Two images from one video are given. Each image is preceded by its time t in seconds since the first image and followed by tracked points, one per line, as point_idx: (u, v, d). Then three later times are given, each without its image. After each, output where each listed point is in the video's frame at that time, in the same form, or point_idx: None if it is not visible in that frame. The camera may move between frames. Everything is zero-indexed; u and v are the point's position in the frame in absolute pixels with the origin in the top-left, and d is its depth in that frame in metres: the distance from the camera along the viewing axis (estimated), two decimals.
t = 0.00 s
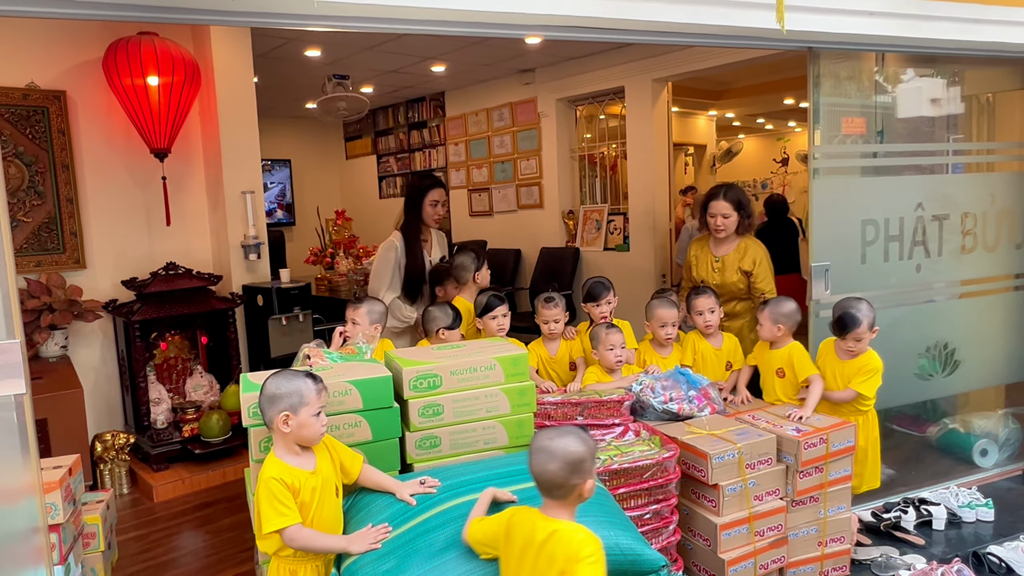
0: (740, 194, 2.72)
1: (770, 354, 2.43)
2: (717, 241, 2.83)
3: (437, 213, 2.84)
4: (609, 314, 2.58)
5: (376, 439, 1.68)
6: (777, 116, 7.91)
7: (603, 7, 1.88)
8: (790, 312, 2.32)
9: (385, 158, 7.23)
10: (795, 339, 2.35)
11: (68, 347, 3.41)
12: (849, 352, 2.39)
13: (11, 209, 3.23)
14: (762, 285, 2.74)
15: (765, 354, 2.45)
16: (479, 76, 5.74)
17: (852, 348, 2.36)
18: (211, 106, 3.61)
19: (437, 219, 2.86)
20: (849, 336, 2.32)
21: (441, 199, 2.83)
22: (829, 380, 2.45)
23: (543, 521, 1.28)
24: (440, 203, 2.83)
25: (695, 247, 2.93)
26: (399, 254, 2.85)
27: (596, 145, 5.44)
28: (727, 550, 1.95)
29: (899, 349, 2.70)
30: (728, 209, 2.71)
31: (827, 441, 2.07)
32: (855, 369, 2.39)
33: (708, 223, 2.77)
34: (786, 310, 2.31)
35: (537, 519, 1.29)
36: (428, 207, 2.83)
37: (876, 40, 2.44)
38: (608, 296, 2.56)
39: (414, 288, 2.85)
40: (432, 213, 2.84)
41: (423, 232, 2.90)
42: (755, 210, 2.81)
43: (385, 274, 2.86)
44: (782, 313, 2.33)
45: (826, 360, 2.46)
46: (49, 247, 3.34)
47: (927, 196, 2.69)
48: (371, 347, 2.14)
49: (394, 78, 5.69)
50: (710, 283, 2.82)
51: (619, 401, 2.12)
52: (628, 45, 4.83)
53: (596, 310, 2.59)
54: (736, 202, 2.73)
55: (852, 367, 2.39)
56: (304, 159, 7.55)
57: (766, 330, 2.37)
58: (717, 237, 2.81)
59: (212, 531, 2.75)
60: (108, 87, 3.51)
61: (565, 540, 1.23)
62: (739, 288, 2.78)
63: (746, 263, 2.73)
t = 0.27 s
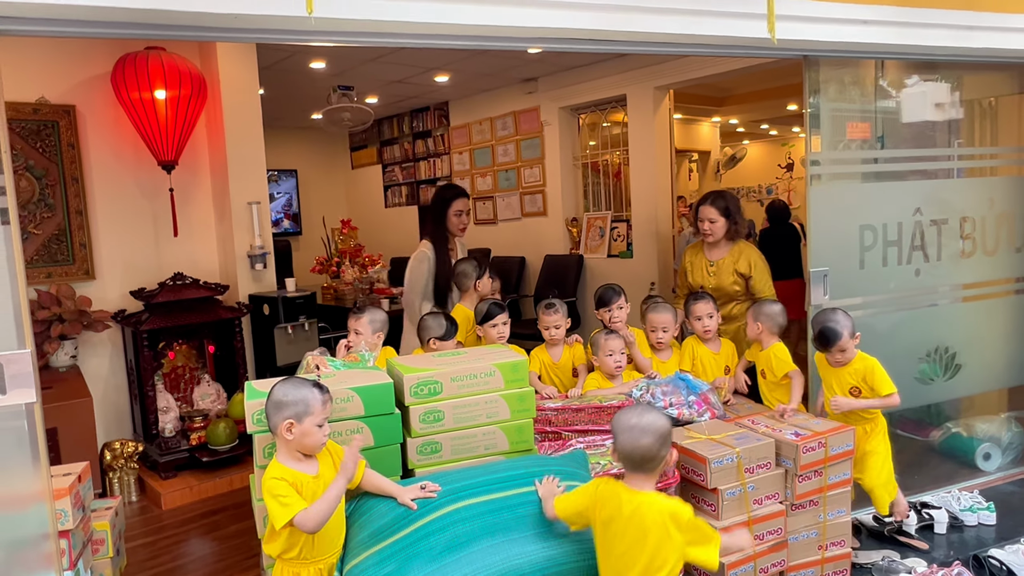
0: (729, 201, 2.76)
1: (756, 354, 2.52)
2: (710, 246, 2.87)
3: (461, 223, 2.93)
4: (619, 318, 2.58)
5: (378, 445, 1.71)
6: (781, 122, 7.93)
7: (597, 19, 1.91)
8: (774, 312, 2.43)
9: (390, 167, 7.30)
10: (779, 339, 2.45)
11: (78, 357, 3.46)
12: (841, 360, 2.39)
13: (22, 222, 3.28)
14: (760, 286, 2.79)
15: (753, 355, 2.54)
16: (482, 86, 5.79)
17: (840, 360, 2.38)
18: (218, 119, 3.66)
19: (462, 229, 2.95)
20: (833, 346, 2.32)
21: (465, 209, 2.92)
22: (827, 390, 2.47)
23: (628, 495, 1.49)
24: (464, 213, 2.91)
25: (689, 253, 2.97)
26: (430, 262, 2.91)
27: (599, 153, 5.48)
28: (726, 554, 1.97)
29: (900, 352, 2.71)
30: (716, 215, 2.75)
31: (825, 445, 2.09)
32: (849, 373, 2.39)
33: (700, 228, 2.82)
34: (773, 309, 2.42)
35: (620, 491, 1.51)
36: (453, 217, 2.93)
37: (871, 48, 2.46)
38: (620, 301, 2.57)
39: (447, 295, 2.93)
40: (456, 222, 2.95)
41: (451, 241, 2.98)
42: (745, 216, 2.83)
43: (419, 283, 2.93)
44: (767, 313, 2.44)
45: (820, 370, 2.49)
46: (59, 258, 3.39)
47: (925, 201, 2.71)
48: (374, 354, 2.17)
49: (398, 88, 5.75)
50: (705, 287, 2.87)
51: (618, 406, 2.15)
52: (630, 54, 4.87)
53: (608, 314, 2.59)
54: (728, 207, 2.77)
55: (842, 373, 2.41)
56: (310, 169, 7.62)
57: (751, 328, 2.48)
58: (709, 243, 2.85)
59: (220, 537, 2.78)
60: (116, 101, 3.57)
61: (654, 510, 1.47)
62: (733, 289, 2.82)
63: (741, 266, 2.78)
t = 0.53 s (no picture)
0: (723, 204, 2.81)
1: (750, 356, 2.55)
2: (707, 250, 2.90)
3: (486, 230, 3.16)
4: (623, 321, 2.57)
5: (381, 449, 1.73)
6: (786, 125, 7.92)
7: (593, 28, 1.94)
8: (763, 315, 2.49)
9: (395, 174, 7.35)
10: (768, 341, 2.50)
11: (88, 364, 3.51)
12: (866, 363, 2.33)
13: (32, 232, 3.34)
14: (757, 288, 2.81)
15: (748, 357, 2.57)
16: (485, 92, 5.83)
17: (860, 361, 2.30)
18: (223, 129, 3.71)
19: (487, 235, 3.17)
20: (851, 341, 2.26)
21: (490, 217, 3.17)
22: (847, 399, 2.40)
23: (677, 481, 1.59)
24: (489, 221, 3.15)
25: (686, 258, 2.98)
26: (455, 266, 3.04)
27: (601, 158, 5.50)
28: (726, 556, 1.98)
29: (901, 354, 2.71)
30: (711, 217, 2.79)
31: (825, 448, 2.10)
32: (868, 378, 2.33)
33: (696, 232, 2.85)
34: (761, 312, 2.48)
35: (667, 478, 1.60)
36: (479, 225, 3.16)
37: (867, 53, 2.48)
38: (623, 303, 2.56)
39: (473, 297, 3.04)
40: (483, 229, 3.16)
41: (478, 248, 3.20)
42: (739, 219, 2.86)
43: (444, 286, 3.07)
44: (756, 317, 2.50)
45: (840, 377, 2.43)
46: (68, 268, 3.44)
47: (924, 204, 2.72)
48: (377, 360, 2.20)
49: (403, 96, 5.80)
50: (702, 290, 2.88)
51: (620, 410, 2.17)
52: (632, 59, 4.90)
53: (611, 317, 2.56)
54: (723, 210, 2.81)
55: (862, 378, 2.34)
56: (317, 176, 7.68)
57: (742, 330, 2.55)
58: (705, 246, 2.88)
59: (227, 542, 2.81)
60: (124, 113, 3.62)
61: (703, 491, 1.57)
62: (730, 291, 2.82)
63: (739, 268, 2.80)
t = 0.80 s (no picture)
0: (718, 206, 2.82)
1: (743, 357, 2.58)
2: (701, 253, 2.91)
3: (500, 233, 3.11)
4: (619, 323, 2.60)
5: (381, 452, 1.75)
6: (791, 125, 7.91)
7: (587, 33, 1.96)
8: (758, 317, 2.52)
9: (400, 179, 7.39)
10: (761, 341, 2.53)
11: (95, 371, 3.55)
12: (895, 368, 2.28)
13: (40, 240, 3.38)
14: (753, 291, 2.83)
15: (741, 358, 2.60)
16: (489, 97, 5.86)
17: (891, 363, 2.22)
18: (227, 137, 3.75)
19: (501, 239, 3.12)
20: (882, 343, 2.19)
21: (504, 220, 3.11)
22: (878, 402, 2.29)
23: (709, 458, 1.74)
24: (503, 225, 3.09)
25: (680, 262, 2.98)
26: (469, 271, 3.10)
27: (604, 161, 5.52)
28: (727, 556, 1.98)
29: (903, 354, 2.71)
30: (705, 217, 2.80)
31: (825, 448, 2.11)
32: (904, 384, 2.24)
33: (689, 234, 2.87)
34: (757, 314, 2.52)
35: (699, 455, 1.76)
36: (492, 228, 3.11)
37: (864, 54, 2.49)
38: (618, 307, 2.60)
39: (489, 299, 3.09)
40: (496, 232, 3.12)
41: (493, 251, 3.17)
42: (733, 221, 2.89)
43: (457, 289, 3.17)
44: (751, 318, 2.53)
45: (869, 378, 2.32)
46: (75, 275, 3.49)
47: (924, 204, 2.72)
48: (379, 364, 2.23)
49: (406, 102, 5.83)
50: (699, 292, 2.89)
51: (620, 412, 2.21)
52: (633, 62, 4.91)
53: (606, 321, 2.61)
54: (718, 212, 2.83)
55: (900, 382, 2.24)
56: (322, 182, 7.73)
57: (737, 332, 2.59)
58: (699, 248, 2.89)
59: (233, 546, 2.84)
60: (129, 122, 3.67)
61: (734, 465, 1.74)
62: (727, 293, 2.85)
63: (734, 268, 2.83)
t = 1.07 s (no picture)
0: (719, 208, 2.83)
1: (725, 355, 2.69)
2: (702, 255, 2.92)
3: (506, 237, 3.12)
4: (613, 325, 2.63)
5: (380, 455, 1.77)
6: (796, 125, 7.88)
7: (583, 38, 1.97)
8: (745, 316, 2.63)
9: (405, 183, 7.42)
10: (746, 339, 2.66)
11: (103, 376, 3.59)
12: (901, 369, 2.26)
13: (48, 248, 3.42)
14: (750, 292, 2.84)
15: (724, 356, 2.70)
16: (492, 101, 5.88)
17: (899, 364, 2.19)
18: (232, 144, 3.79)
19: (507, 242, 3.13)
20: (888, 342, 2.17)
21: (510, 224, 3.14)
22: (890, 404, 2.25)
23: (724, 453, 1.79)
24: (509, 228, 3.12)
25: (681, 264, 2.99)
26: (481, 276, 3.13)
27: (607, 163, 5.53)
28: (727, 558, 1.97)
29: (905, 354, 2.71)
30: (706, 218, 2.81)
31: (825, 448, 2.11)
32: (918, 384, 2.20)
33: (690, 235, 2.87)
34: (744, 313, 2.62)
35: (713, 450, 1.81)
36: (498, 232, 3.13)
37: (862, 54, 2.49)
38: (609, 308, 2.63)
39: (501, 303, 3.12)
40: (502, 236, 3.13)
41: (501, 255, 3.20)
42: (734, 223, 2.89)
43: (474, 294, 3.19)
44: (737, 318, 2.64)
45: (879, 379, 2.28)
46: (83, 281, 3.52)
47: (924, 203, 2.72)
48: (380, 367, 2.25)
49: (411, 106, 5.86)
50: (700, 294, 2.90)
51: (620, 413, 2.20)
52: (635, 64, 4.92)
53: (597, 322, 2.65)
54: (718, 213, 2.83)
55: (912, 383, 2.21)
56: (328, 187, 7.77)
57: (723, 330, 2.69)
58: (699, 250, 2.89)
59: (239, 549, 2.86)
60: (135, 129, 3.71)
61: (748, 461, 1.77)
62: (726, 295, 2.85)
63: (733, 270, 2.83)
